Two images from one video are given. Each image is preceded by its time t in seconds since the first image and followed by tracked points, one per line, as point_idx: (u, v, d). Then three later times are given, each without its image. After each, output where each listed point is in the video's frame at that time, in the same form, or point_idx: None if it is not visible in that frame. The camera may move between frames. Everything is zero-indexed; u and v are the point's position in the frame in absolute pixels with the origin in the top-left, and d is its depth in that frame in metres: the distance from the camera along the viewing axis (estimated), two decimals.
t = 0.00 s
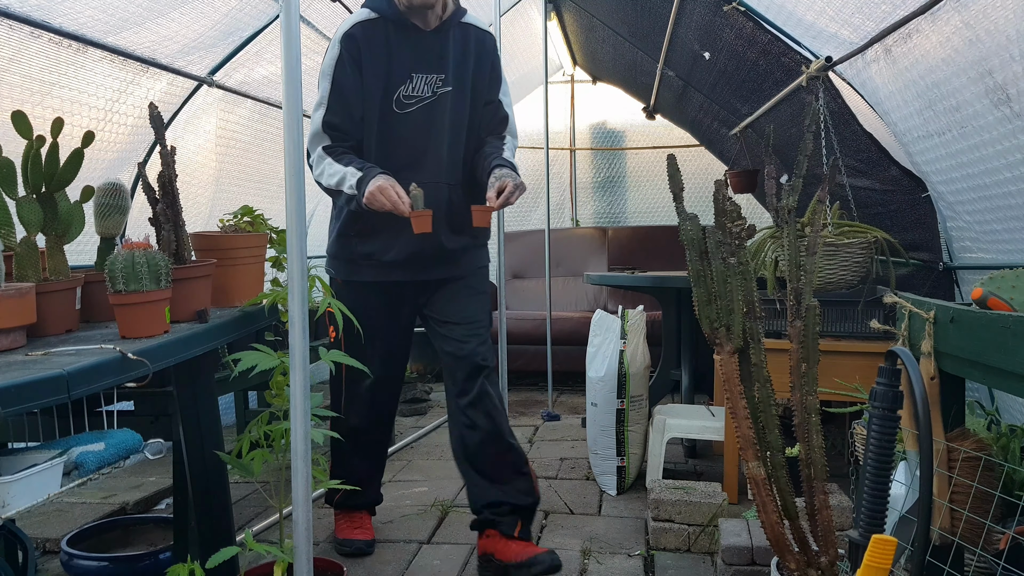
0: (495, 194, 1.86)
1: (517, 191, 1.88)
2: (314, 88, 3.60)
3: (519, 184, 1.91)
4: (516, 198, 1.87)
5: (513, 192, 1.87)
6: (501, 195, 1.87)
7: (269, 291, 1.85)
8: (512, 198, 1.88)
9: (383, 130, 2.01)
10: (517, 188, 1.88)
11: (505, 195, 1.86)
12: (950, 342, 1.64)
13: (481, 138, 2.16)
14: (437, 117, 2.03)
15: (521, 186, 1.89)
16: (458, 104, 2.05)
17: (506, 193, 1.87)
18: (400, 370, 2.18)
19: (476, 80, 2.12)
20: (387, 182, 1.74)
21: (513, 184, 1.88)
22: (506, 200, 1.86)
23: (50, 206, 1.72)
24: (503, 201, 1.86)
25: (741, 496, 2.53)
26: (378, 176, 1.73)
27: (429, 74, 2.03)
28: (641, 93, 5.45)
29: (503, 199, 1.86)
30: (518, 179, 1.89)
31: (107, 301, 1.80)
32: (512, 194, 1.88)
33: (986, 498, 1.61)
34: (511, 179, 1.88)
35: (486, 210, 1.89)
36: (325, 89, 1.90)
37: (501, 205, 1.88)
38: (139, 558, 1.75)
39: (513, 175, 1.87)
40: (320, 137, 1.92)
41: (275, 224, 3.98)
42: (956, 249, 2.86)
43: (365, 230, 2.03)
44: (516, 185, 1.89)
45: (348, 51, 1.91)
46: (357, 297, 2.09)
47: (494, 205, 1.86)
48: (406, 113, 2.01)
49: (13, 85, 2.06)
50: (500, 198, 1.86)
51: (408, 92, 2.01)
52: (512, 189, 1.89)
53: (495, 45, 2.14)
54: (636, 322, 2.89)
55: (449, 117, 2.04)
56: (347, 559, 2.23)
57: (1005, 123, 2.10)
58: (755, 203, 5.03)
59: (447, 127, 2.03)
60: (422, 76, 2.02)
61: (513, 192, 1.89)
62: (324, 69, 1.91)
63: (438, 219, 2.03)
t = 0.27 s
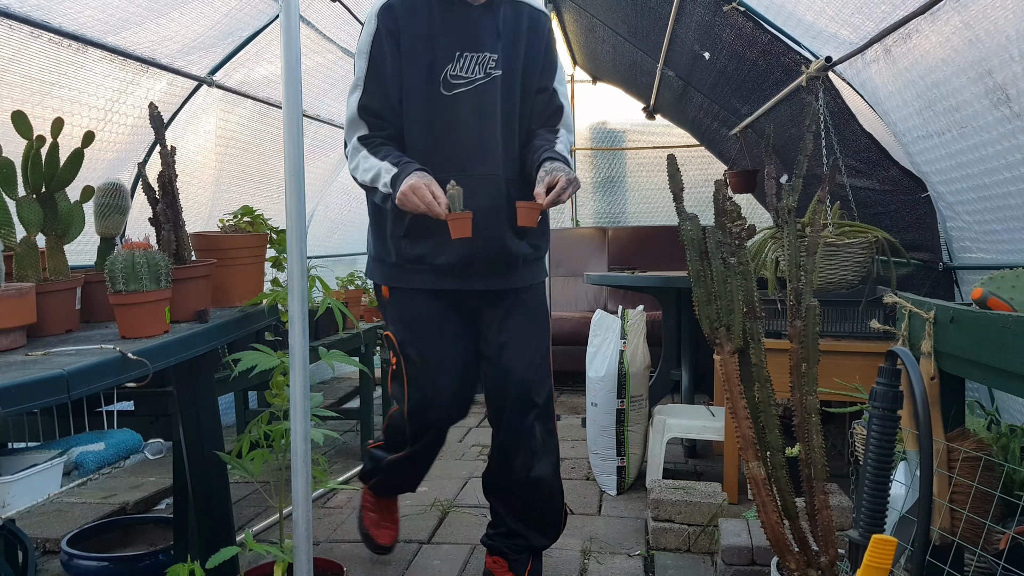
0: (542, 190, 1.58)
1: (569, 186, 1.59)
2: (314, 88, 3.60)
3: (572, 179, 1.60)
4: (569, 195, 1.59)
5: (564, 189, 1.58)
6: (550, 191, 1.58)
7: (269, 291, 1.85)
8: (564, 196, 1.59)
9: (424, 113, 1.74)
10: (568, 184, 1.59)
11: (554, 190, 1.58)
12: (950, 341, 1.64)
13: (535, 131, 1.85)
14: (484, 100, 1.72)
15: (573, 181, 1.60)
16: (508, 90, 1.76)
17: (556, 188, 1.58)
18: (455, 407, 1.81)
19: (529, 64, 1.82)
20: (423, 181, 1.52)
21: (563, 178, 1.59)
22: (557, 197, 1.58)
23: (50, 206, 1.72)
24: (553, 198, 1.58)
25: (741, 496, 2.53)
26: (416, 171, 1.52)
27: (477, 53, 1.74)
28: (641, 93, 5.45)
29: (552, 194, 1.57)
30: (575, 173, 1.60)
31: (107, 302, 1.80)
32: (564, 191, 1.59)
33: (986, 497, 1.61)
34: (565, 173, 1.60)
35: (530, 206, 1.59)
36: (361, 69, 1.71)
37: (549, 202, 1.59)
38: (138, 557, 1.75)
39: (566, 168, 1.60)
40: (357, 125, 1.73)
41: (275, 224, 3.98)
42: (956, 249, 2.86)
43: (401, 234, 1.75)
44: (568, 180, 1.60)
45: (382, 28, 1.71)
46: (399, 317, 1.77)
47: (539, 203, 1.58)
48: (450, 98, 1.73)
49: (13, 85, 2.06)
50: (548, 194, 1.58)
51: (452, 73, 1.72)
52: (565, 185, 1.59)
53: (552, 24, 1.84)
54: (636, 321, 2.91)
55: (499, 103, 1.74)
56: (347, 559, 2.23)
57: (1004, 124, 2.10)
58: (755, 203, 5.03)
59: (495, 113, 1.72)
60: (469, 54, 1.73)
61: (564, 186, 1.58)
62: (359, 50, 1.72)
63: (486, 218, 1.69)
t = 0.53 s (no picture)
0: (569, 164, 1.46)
1: (601, 166, 1.49)
2: (314, 88, 3.60)
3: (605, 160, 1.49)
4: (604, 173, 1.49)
5: (595, 166, 1.47)
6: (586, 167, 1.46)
7: (268, 291, 1.84)
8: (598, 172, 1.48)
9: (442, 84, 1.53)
10: (600, 164, 1.48)
11: (586, 168, 1.46)
12: (951, 341, 1.64)
13: (563, 106, 1.72)
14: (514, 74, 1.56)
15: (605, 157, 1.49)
16: (539, 62, 1.61)
17: (590, 166, 1.47)
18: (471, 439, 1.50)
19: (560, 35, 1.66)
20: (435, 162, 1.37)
21: (595, 156, 1.48)
22: (589, 174, 1.46)
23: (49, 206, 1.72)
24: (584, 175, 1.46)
25: (741, 497, 2.53)
26: (434, 153, 1.36)
27: (506, 18, 1.55)
28: (641, 93, 5.44)
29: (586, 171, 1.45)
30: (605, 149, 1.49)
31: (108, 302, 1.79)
32: (597, 167, 1.48)
33: (988, 498, 1.60)
34: (595, 149, 1.48)
35: (559, 185, 1.45)
36: (371, 35, 1.51)
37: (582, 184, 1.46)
38: (138, 558, 1.74)
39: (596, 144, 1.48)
40: (370, 100, 1.56)
41: (275, 224, 3.98)
42: (957, 249, 2.85)
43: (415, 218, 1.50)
44: (600, 159, 1.48)
45: None
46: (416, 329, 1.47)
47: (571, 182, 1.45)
48: (477, 67, 1.53)
49: (12, 85, 2.05)
50: (582, 171, 1.46)
51: (478, 39, 1.53)
52: (598, 165, 1.48)
53: None
54: (636, 322, 2.93)
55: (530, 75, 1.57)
56: (347, 559, 2.23)
57: (1005, 123, 2.09)
58: (755, 203, 5.02)
59: (527, 87, 1.55)
60: (498, 18, 1.54)
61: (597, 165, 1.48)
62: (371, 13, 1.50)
63: (519, 205, 1.50)
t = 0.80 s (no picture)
0: (609, 187, 1.21)
1: (652, 185, 1.23)
2: (314, 88, 3.60)
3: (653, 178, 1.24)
4: (653, 192, 1.23)
5: (643, 188, 1.22)
6: (635, 189, 1.21)
7: (268, 291, 1.85)
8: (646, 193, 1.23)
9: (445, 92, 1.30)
10: (647, 183, 1.22)
11: (635, 190, 1.21)
12: (950, 341, 1.64)
13: (588, 109, 1.51)
14: (530, 76, 1.32)
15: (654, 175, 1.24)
16: (551, 54, 1.39)
17: (640, 186, 1.21)
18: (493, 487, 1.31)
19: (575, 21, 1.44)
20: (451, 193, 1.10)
21: (645, 175, 1.23)
22: (636, 197, 1.21)
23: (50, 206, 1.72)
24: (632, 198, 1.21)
25: (741, 497, 2.53)
26: (444, 185, 1.09)
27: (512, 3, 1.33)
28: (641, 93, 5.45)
29: (634, 195, 1.21)
30: (653, 163, 1.24)
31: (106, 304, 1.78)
32: (645, 186, 1.22)
33: (987, 498, 1.61)
34: (641, 165, 1.23)
35: (602, 214, 1.21)
36: (351, 32, 1.28)
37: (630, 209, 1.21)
38: (138, 557, 1.74)
39: (643, 160, 1.24)
40: (355, 114, 1.31)
41: (275, 224, 3.99)
42: (957, 249, 2.86)
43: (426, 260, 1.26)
44: (649, 179, 1.22)
45: None
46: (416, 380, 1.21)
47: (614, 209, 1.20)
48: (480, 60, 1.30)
49: (12, 85, 2.06)
50: (631, 195, 1.21)
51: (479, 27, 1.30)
52: (646, 183, 1.23)
53: None
54: (636, 322, 2.93)
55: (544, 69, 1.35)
56: (347, 559, 2.23)
57: (1005, 124, 2.10)
58: (755, 203, 5.03)
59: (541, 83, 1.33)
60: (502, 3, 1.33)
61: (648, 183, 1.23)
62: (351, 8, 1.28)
63: (542, 232, 1.28)
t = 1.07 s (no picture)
0: (645, 115, 0.99)
1: (703, 112, 0.97)
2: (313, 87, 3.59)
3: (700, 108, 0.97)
4: (705, 120, 0.97)
5: (691, 116, 0.96)
6: (678, 119, 0.96)
7: (268, 291, 1.84)
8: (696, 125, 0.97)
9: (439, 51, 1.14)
10: (695, 111, 0.97)
11: (680, 118, 0.96)
12: (953, 341, 1.63)
13: (618, 34, 1.24)
14: (532, 25, 1.12)
15: (707, 100, 0.97)
16: None
17: (684, 113, 0.96)
18: (492, 480, 1.24)
19: None
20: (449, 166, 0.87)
21: (690, 100, 0.97)
22: (683, 126, 0.96)
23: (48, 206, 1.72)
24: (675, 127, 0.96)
25: (742, 498, 2.52)
26: (437, 152, 0.87)
27: None
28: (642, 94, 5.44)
29: (677, 119, 0.96)
30: (705, 81, 0.99)
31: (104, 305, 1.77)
32: (694, 117, 0.97)
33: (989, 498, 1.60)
34: (687, 86, 0.99)
35: (636, 148, 0.97)
36: None
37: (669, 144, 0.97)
38: (138, 558, 1.74)
39: (691, 79, 0.99)
40: (337, 55, 1.02)
41: (275, 224, 3.98)
42: (959, 249, 2.84)
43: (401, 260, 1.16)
44: (700, 106, 0.97)
45: None
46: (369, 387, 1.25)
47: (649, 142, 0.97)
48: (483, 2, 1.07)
49: (11, 85, 2.05)
50: (675, 121, 0.96)
51: None
52: (696, 112, 0.97)
53: None
54: (637, 322, 2.90)
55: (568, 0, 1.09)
56: (347, 560, 2.22)
57: (1007, 123, 2.09)
58: (756, 203, 5.03)
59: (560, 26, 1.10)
60: None
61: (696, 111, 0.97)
62: None
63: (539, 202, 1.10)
